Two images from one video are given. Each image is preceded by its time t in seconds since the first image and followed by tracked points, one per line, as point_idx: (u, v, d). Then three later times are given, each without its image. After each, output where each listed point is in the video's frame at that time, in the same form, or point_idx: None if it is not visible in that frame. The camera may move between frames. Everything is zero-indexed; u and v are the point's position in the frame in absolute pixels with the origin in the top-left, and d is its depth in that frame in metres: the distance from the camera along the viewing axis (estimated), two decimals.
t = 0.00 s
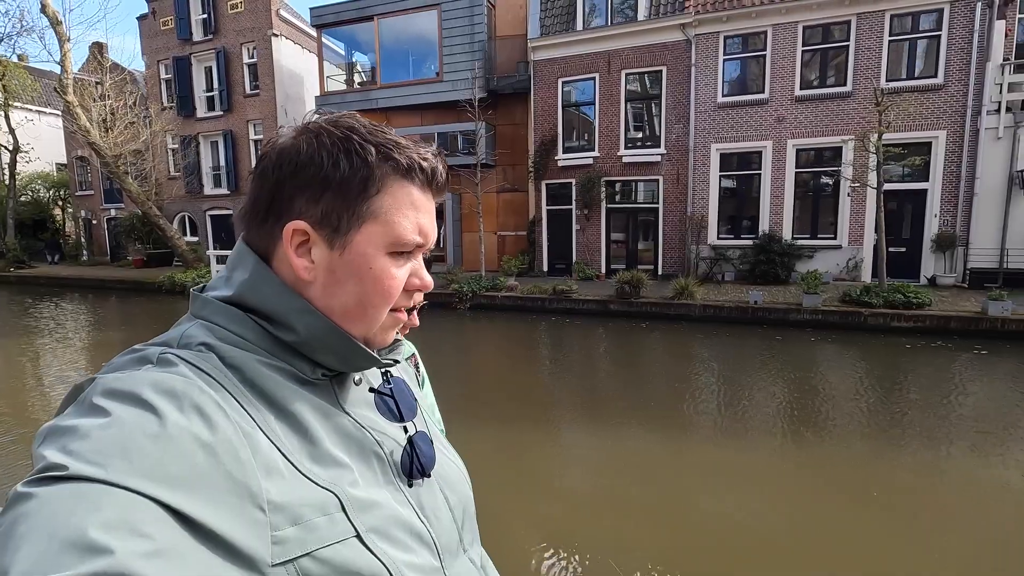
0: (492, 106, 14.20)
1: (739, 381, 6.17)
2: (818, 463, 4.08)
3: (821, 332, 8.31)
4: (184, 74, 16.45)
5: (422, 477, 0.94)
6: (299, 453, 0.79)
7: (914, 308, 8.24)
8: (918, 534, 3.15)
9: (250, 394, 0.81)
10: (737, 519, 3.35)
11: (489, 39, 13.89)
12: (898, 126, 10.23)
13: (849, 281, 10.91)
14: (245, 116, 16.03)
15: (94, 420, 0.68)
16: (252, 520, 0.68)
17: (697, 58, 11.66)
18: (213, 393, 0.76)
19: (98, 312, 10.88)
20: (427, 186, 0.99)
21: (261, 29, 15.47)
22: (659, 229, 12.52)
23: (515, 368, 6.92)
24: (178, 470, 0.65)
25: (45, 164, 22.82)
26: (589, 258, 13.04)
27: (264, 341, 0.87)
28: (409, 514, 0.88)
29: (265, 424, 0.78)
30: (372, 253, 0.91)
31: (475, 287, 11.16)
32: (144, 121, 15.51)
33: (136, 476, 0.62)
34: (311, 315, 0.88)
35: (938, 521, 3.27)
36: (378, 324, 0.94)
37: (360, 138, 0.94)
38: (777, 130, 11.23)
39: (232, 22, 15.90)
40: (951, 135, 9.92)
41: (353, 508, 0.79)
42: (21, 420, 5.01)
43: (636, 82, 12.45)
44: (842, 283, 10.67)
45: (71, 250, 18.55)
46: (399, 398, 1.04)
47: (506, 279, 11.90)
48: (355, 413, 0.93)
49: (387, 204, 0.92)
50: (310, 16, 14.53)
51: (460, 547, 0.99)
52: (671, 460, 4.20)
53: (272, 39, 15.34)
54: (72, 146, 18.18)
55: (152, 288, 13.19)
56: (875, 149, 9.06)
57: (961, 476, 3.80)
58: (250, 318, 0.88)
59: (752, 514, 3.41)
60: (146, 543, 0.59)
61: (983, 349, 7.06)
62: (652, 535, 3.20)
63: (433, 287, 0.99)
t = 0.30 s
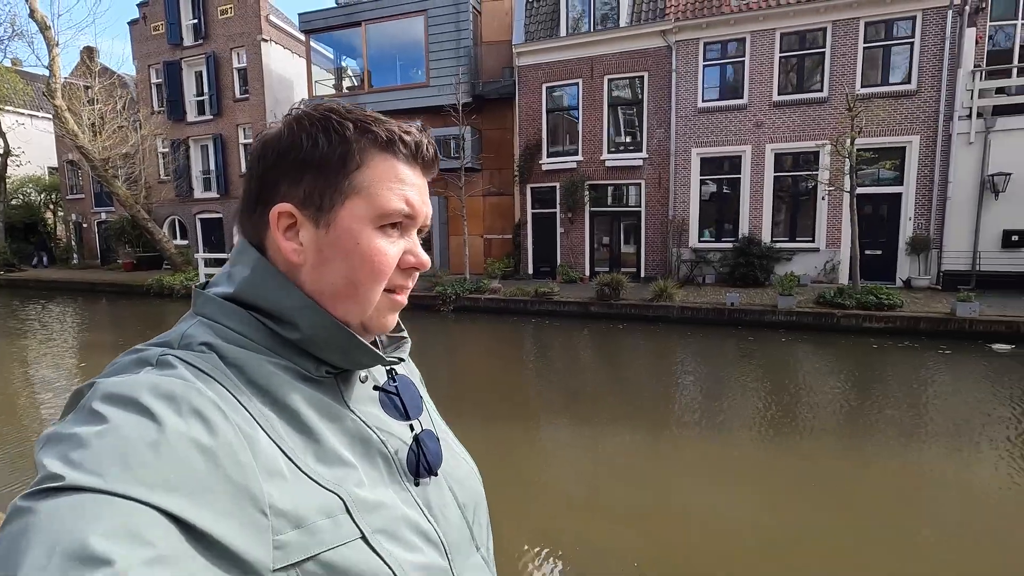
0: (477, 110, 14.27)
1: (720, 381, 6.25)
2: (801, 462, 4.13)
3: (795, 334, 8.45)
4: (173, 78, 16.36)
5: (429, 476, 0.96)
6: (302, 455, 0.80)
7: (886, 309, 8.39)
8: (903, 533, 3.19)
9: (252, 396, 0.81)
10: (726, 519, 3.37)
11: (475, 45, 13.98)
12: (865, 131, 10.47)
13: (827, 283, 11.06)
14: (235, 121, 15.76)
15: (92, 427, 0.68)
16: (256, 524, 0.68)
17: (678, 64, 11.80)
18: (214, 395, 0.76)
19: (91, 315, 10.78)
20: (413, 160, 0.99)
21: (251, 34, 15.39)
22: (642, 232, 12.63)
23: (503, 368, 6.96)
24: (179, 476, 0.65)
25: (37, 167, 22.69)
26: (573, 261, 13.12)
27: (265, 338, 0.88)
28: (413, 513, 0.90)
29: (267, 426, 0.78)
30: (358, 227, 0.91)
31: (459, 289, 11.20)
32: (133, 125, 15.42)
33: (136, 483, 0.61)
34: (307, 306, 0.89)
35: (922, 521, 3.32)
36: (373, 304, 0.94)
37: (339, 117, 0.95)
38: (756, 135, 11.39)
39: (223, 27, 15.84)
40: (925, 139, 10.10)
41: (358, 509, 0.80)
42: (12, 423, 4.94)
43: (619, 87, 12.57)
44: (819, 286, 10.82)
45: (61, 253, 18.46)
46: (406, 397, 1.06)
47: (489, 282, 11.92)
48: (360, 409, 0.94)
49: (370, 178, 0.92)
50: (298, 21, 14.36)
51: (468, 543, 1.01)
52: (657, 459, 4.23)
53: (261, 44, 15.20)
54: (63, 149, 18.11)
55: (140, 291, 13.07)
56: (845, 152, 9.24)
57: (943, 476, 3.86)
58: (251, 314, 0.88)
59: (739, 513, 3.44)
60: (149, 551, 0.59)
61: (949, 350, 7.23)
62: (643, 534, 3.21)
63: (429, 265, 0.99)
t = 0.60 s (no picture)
0: (459, 115, 14.34)
1: (697, 385, 6.30)
2: (783, 467, 4.16)
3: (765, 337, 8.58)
4: (159, 83, 16.27)
5: (386, 476, 0.92)
6: (260, 451, 0.77)
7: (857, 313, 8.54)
8: (891, 536, 3.21)
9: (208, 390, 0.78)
10: (714, 524, 3.37)
11: (458, 50, 14.03)
12: (834, 137, 10.69)
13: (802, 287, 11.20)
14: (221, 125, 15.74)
15: (36, 425, 0.64)
16: (211, 522, 0.66)
17: (657, 71, 11.96)
18: (168, 391, 0.72)
19: (79, 319, 10.65)
20: (356, 153, 0.97)
21: (235, 39, 15.32)
22: (622, 236, 12.73)
23: (487, 371, 6.98)
24: (130, 472, 0.62)
25: (21, 171, 22.48)
26: (555, 266, 13.18)
27: (218, 336, 0.85)
28: (375, 511, 0.86)
29: (225, 422, 0.76)
30: (307, 221, 0.88)
31: (438, 293, 11.19)
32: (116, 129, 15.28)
33: (85, 481, 0.58)
34: (262, 299, 0.86)
35: (910, 524, 3.34)
36: (330, 297, 0.91)
37: (277, 116, 0.93)
38: (733, 141, 11.57)
39: (208, 32, 15.76)
40: (897, 145, 10.34)
41: (317, 508, 0.77)
42: None
43: (599, 93, 12.71)
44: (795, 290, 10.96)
45: (46, 257, 18.34)
46: (363, 392, 1.03)
47: (471, 286, 11.93)
48: (320, 408, 0.90)
49: (314, 173, 0.90)
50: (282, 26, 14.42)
51: (426, 547, 0.97)
52: (642, 464, 4.24)
53: (247, 48, 15.20)
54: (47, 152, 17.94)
55: (123, 295, 12.92)
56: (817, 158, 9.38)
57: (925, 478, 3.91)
58: (207, 313, 0.85)
59: (727, 518, 3.44)
60: (96, 550, 0.56)
61: (914, 353, 7.36)
62: (634, 540, 3.21)
63: (384, 255, 0.97)
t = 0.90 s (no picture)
0: (446, 118, 14.38)
1: (681, 386, 6.37)
2: (779, 467, 4.19)
3: (744, 339, 8.69)
4: (149, 86, 16.23)
5: (404, 486, 0.95)
6: (281, 457, 0.79)
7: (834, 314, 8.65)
8: (893, 535, 3.24)
9: (230, 396, 0.81)
10: (714, 524, 3.39)
11: (444, 53, 14.05)
12: (812, 141, 10.86)
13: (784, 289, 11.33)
14: (210, 126, 15.69)
15: (64, 420, 0.66)
16: (232, 524, 0.67)
17: (640, 74, 12.08)
18: (193, 398, 0.75)
19: (69, 319, 10.64)
20: (371, 168, 1.02)
21: (224, 42, 15.28)
22: (607, 238, 12.82)
23: (475, 372, 7.02)
24: (154, 473, 0.64)
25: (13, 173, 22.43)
26: (541, 268, 13.24)
27: (241, 346, 0.87)
28: (393, 522, 0.88)
29: (246, 426, 0.78)
30: (332, 240, 0.92)
31: (423, 295, 11.20)
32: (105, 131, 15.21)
33: (108, 480, 0.60)
34: (289, 313, 0.89)
35: (912, 523, 3.36)
36: (351, 313, 0.95)
37: (297, 135, 0.95)
38: (715, 144, 11.69)
39: (198, 34, 15.70)
40: (876, 148, 10.50)
41: (337, 515, 0.79)
42: None
43: (583, 96, 12.80)
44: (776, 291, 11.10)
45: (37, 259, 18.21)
46: (372, 405, 1.09)
47: (456, 287, 11.96)
48: (339, 420, 0.93)
49: (336, 191, 0.94)
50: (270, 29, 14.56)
51: (446, 557, 0.98)
52: (641, 465, 4.27)
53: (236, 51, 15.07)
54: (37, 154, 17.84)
55: (111, 297, 12.84)
56: (796, 161, 9.53)
57: (923, 478, 3.95)
58: (232, 325, 0.88)
59: (728, 518, 3.46)
60: (113, 549, 0.57)
61: (885, 354, 7.50)
62: (635, 541, 3.22)
63: (400, 267, 1.02)
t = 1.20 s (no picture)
0: (439, 120, 14.45)
1: (671, 386, 6.43)
2: (777, 467, 4.24)
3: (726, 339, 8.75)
4: (146, 88, 16.19)
5: (412, 478, 0.95)
6: (289, 450, 0.81)
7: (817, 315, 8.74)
8: (894, 536, 3.27)
9: (238, 391, 0.82)
10: (714, 525, 3.42)
11: (437, 56, 14.12)
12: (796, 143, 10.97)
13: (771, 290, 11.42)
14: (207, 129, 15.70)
15: (84, 416, 0.69)
16: (244, 514, 0.70)
17: (629, 77, 12.17)
18: (205, 393, 0.77)
19: (67, 319, 10.68)
20: (383, 158, 1.01)
21: (219, 45, 15.27)
22: (596, 239, 12.88)
23: (467, 372, 7.07)
24: (168, 465, 0.67)
25: (11, 174, 22.47)
26: (531, 269, 13.30)
27: (250, 339, 0.89)
28: (394, 514, 0.88)
29: (255, 420, 0.80)
30: (340, 233, 0.92)
31: (413, 296, 11.24)
32: (101, 132, 15.28)
33: (128, 470, 0.63)
34: (296, 307, 0.90)
35: (911, 524, 3.39)
36: (358, 305, 0.96)
37: (309, 125, 0.96)
38: (703, 146, 11.78)
39: (193, 37, 15.69)
40: (863, 151, 10.61)
41: (343, 507, 0.80)
42: None
43: (573, 99, 12.88)
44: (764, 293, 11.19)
45: (34, 260, 18.30)
46: (390, 397, 1.05)
47: (445, 288, 11.99)
48: (346, 412, 0.94)
49: (347, 183, 0.94)
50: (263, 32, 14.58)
51: (447, 551, 0.99)
52: (641, 466, 4.31)
53: (232, 54, 15.12)
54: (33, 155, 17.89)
55: (106, 298, 12.89)
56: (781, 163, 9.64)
57: (921, 479, 3.99)
58: (243, 317, 0.89)
59: (728, 518, 3.49)
60: (140, 536, 0.61)
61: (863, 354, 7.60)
62: (635, 541, 3.25)
63: (411, 260, 1.02)
